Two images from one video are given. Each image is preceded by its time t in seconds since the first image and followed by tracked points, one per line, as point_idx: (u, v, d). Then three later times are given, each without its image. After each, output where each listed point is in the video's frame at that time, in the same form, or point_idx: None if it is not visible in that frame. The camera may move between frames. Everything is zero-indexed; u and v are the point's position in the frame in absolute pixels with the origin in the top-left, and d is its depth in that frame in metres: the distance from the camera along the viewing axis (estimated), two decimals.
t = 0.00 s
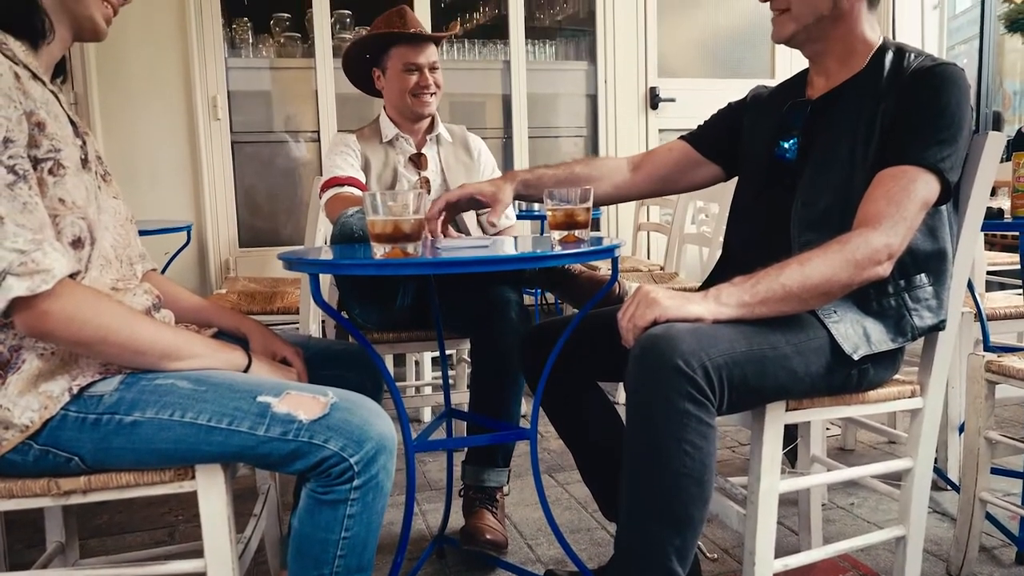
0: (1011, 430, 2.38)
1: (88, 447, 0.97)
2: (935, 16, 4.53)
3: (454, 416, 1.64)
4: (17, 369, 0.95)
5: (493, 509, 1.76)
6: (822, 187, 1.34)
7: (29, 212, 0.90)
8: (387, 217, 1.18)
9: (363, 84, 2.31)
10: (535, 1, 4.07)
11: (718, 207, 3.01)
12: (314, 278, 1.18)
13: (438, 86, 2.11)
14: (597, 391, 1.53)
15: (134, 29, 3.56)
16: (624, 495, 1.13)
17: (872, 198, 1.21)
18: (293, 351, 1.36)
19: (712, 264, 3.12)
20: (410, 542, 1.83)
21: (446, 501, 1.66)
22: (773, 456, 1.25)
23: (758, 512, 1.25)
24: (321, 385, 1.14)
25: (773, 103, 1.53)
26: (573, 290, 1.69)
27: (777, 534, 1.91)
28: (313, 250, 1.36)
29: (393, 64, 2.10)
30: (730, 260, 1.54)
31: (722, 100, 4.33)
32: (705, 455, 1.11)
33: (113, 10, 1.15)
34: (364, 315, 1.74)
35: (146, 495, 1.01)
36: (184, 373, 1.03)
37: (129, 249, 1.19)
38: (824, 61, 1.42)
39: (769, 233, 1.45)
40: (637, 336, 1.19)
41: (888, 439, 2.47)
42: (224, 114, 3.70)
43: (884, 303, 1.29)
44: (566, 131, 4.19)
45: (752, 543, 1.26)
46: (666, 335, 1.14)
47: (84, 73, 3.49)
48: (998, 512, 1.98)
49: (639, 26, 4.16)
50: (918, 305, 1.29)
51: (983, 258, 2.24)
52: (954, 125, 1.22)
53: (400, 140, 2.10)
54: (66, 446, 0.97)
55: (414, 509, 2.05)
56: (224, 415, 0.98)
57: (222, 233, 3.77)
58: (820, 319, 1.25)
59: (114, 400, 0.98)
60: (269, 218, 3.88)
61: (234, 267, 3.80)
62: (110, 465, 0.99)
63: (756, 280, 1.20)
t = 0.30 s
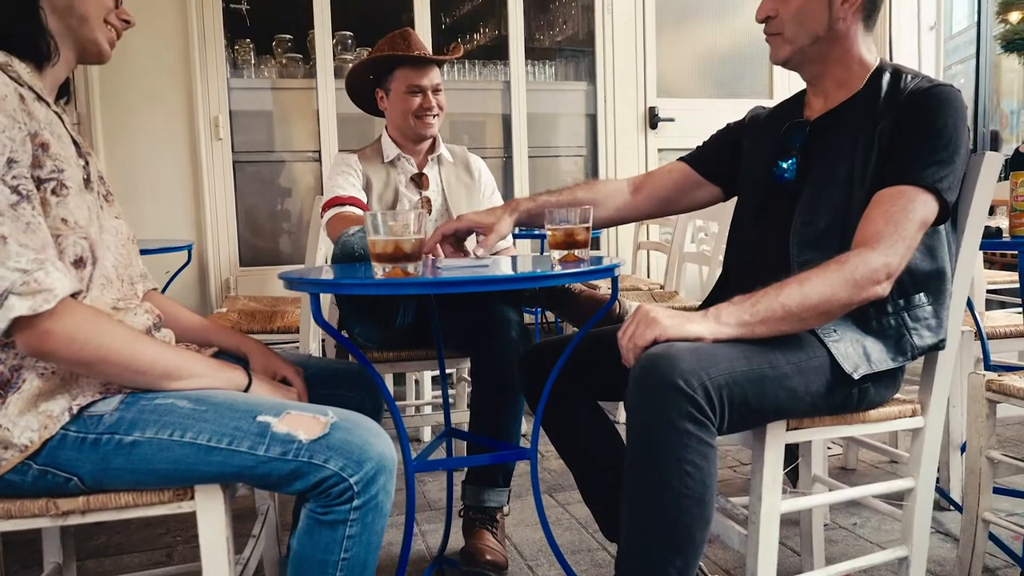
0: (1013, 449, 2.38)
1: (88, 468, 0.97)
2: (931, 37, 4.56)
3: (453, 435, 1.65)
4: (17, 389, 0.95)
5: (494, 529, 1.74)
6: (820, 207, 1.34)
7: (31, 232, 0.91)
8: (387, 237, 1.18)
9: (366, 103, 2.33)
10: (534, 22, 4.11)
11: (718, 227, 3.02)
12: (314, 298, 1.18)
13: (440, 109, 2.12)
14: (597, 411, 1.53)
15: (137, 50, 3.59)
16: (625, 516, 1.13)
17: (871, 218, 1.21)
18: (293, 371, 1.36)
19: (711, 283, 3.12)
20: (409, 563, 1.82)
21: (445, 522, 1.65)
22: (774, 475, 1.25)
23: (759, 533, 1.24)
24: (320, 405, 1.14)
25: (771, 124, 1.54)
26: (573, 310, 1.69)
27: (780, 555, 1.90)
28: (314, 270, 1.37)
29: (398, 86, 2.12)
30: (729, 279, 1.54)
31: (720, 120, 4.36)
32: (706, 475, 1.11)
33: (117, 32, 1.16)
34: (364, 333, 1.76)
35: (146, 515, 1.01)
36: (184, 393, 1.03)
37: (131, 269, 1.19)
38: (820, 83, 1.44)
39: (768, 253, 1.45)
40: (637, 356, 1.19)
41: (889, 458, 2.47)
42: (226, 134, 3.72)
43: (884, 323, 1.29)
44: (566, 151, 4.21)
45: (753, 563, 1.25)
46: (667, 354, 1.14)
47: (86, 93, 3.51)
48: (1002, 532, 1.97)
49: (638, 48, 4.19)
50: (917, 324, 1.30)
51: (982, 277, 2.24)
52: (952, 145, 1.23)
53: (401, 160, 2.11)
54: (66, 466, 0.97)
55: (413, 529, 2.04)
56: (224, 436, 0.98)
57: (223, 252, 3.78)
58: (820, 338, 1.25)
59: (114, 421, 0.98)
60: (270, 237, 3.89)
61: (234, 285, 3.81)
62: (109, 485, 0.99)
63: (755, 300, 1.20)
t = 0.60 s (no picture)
0: (1015, 465, 2.37)
1: (87, 484, 0.97)
2: (929, 53, 4.59)
3: (452, 451, 1.65)
4: (17, 405, 0.95)
5: (494, 546, 1.73)
6: (819, 223, 1.35)
7: (32, 248, 0.91)
8: (388, 252, 1.19)
9: (367, 119, 2.34)
10: (534, 39, 4.14)
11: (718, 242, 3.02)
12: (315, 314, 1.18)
13: (441, 125, 2.13)
14: (597, 426, 1.53)
15: (139, 66, 3.61)
16: (626, 532, 1.12)
17: (871, 235, 1.22)
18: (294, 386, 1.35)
19: (711, 298, 3.12)
20: None
21: (445, 540, 1.64)
22: (775, 491, 1.24)
23: (761, 550, 1.23)
24: (321, 421, 1.13)
25: (770, 141, 1.55)
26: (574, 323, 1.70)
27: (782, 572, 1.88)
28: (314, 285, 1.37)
29: (399, 102, 2.13)
30: (730, 295, 1.54)
31: (720, 136, 4.37)
32: (706, 491, 1.10)
33: (120, 50, 1.17)
34: (365, 348, 1.75)
35: (145, 532, 1.00)
36: (184, 409, 1.03)
37: (132, 285, 1.19)
38: (814, 99, 1.46)
39: (768, 270, 1.45)
40: (637, 371, 1.19)
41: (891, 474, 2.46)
42: (227, 150, 3.74)
43: (884, 339, 1.29)
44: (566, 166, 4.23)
45: None
46: (667, 370, 1.14)
47: (89, 109, 3.54)
48: (1004, 549, 1.96)
49: (637, 64, 4.22)
50: (918, 340, 1.30)
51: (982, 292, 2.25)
52: (951, 163, 1.24)
53: (402, 176, 2.12)
54: (65, 482, 0.97)
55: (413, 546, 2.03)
56: (224, 452, 0.98)
57: (224, 267, 3.79)
58: (821, 354, 1.25)
59: (114, 437, 0.98)
60: (270, 253, 3.89)
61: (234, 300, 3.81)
62: (109, 502, 0.99)
63: (756, 316, 1.20)
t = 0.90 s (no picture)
0: (1017, 479, 2.36)
1: (86, 499, 0.97)
2: (927, 68, 4.61)
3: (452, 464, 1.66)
4: (17, 419, 0.95)
5: (494, 560, 1.71)
6: (819, 237, 1.35)
7: (23, 263, 0.92)
8: (388, 267, 1.19)
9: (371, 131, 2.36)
10: (534, 54, 4.17)
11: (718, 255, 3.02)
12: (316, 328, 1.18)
13: (439, 140, 2.14)
14: (597, 441, 1.53)
15: (141, 79, 3.63)
16: (627, 547, 1.12)
17: (870, 249, 1.23)
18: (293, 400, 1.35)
19: (711, 311, 3.12)
20: None
21: (445, 554, 1.63)
22: (776, 506, 1.24)
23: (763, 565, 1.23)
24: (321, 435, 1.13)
25: (770, 156, 1.56)
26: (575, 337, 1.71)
27: None
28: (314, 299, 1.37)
29: (398, 116, 2.15)
30: (731, 309, 1.54)
31: (719, 150, 4.39)
32: (707, 505, 1.10)
33: (121, 64, 1.17)
34: (365, 362, 1.75)
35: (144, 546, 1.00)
36: (185, 423, 1.03)
37: (133, 298, 1.19)
38: (814, 112, 1.47)
39: (768, 284, 1.45)
40: (638, 385, 1.19)
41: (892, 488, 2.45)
42: (228, 163, 3.75)
43: (885, 353, 1.29)
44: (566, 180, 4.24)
45: None
46: (667, 384, 1.14)
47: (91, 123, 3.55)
48: (1007, 564, 1.95)
49: (636, 79, 4.24)
50: (918, 354, 1.30)
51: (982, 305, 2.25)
52: (949, 178, 1.25)
53: (403, 189, 2.12)
54: (64, 497, 0.96)
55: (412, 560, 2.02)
56: (224, 466, 0.98)
57: (224, 280, 3.79)
58: (822, 368, 1.25)
59: (113, 451, 0.97)
60: (271, 266, 3.90)
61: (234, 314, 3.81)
62: (108, 516, 0.98)
63: (756, 330, 1.20)
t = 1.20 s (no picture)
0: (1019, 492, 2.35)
1: (85, 511, 0.96)
2: (925, 80, 4.63)
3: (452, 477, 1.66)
4: (18, 432, 0.95)
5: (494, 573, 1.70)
6: (819, 248, 1.35)
7: None
8: (388, 279, 1.19)
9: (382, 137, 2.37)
10: (534, 67, 4.19)
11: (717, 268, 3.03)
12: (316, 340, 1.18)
13: (439, 153, 2.14)
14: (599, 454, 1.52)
15: (141, 92, 3.64)
16: (628, 560, 1.12)
17: (869, 259, 1.23)
18: (292, 412, 1.38)
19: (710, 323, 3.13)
20: None
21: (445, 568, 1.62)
22: (777, 519, 1.24)
23: None
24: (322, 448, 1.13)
25: (770, 169, 1.56)
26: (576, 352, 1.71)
27: None
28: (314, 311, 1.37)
29: (401, 125, 2.16)
30: (731, 321, 1.54)
31: (718, 162, 4.40)
32: (708, 518, 1.10)
33: (121, 79, 1.16)
34: (365, 374, 1.75)
35: (143, 560, 1.00)
36: (185, 436, 1.03)
37: (134, 309, 1.19)
38: (815, 123, 1.48)
39: (767, 295, 1.45)
40: (638, 397, 1.19)
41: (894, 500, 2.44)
42: (229, 176, 3.76)
43: (885, 364, 1.29)
44: (566, 192, 4.25)
45: None
46: (667, 397, 1.14)
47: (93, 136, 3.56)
48: None
49: (636, 91, 4.26)
50: (919, 365, 1.30)
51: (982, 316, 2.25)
52: (945, 190, 1.25)
53: (406, 202, 2.12)
54: (63, 510, 0.96)
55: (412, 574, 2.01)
56: (224, 478, 0.98)
57: (224, 292, 3.79)
58: (822, 380, 1.25)
59: (113, 464, 0.97)
60: (271, 278, 3.90)
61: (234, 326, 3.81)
62: (107, 530, 0.98)
63: (756, 341, 1.20)
